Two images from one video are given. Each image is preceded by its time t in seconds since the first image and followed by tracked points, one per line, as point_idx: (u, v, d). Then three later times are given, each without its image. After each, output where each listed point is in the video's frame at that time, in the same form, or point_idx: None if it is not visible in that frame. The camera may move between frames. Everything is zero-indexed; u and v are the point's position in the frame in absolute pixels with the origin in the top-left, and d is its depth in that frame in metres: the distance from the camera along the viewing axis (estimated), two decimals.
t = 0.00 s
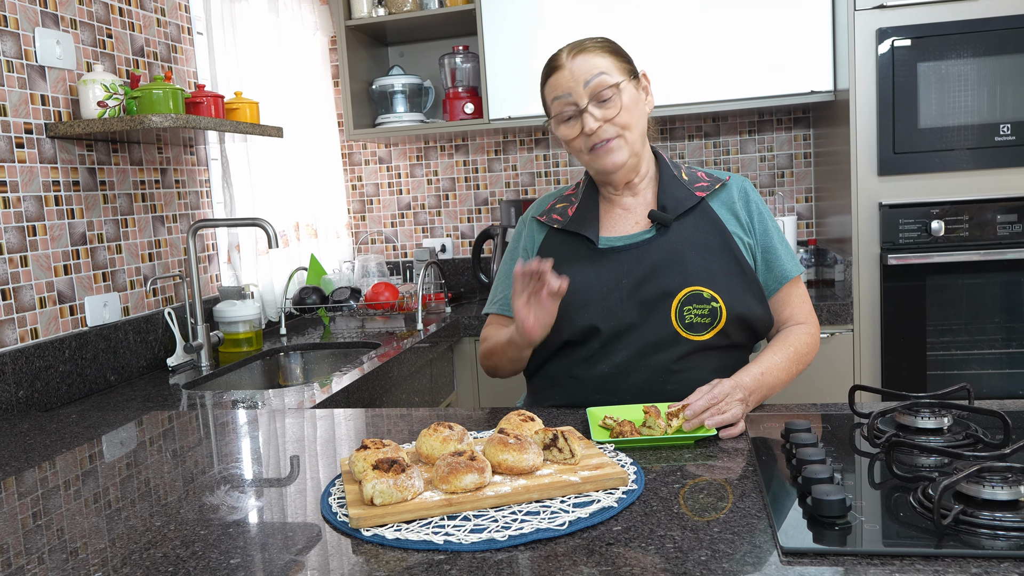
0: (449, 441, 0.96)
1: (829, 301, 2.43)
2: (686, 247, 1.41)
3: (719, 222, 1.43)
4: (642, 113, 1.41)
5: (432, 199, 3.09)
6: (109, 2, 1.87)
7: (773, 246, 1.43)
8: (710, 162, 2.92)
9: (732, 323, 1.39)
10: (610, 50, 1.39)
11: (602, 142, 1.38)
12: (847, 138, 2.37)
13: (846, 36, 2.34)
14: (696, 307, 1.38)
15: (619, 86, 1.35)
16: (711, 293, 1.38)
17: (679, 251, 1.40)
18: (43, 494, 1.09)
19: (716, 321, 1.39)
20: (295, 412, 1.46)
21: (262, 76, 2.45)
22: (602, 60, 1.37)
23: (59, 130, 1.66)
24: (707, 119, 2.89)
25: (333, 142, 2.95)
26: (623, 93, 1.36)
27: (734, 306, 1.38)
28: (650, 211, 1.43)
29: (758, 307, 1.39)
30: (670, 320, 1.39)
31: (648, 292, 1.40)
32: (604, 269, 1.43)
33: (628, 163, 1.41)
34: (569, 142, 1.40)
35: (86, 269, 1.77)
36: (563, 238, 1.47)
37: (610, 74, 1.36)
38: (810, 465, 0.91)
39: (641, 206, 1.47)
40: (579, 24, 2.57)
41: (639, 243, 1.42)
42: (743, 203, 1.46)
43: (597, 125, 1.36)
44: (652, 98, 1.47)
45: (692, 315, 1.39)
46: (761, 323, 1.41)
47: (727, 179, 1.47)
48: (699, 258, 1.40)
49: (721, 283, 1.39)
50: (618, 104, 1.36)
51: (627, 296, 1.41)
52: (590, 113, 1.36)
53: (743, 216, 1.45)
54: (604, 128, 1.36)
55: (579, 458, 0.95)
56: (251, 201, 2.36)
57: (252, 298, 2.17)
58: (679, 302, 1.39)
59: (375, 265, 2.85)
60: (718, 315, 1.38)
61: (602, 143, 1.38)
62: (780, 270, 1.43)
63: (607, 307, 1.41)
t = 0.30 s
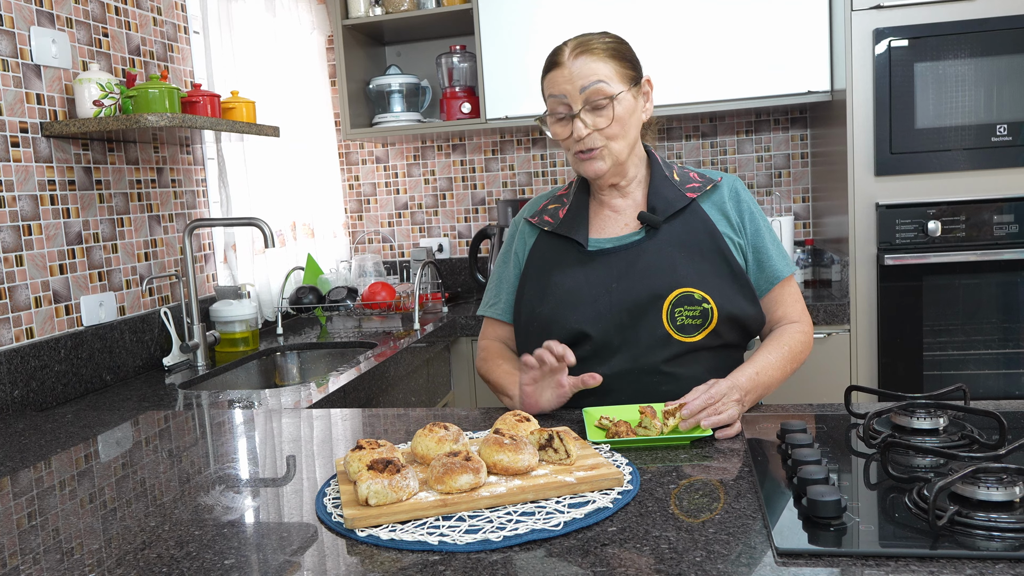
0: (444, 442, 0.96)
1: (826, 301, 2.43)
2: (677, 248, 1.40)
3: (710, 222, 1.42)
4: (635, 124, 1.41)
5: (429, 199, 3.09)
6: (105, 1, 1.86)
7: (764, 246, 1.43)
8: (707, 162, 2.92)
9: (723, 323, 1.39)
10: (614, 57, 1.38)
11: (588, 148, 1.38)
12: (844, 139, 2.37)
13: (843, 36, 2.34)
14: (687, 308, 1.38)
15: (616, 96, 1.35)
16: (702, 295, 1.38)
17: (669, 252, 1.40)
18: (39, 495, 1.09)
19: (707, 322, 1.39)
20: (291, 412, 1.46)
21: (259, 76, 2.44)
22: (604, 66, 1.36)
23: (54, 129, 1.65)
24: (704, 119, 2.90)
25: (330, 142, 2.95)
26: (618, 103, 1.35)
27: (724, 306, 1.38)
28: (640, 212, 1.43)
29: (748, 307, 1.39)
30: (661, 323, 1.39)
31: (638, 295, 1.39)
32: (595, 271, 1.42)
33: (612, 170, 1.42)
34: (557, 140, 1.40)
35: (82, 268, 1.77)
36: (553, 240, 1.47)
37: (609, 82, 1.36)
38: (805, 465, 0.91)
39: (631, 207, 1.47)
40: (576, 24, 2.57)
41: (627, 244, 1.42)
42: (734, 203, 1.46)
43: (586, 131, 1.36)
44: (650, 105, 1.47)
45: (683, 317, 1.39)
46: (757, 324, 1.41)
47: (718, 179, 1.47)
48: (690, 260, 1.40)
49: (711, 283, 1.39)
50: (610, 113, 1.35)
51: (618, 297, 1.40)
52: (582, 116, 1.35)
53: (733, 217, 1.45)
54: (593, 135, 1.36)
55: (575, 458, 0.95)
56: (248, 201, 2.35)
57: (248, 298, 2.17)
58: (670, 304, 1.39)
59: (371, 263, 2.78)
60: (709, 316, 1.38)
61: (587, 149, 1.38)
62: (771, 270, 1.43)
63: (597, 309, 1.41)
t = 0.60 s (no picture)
0: (440, 442, 0.96)
1: (824, 301, 2.43)
2: (675, 247, 1.40)
3: (709, 221, 1.42)
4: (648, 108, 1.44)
5: (427, 198, 3.08)
6: None
7: (763, 245, 1.43)
8: (705, 161, 2.92)
9: (723, 323, 1.38)
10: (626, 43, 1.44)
11: (608, 117, 1.38)
12: (841, 138, 2.37)
13: (841, 36, 2.33)
14: (686, 307, 1.38)
15: (633, 69, 1.39)
16: (702, 294, 1.38)
17: (668, 251, 1.40)
18: (34, 495, 1.08)
19: (707, 321, 1.38)
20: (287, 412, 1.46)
21: (256, 75, 2.44)
22: (620, 45, 1.41)
23: (50, 128, 1.65)
24: (702, 118, 2.89)
25: (328, 141, 2.94)
26: (636, 77, 1.39)
27: (725, 306, 1.37)
28: (638, 211, 1.43)
29: (749, 307, 1.38)
30: (660, 321, 1.39)
31: (637, 295, 1.39)
32: (594, 270, 1.42)
33: (628, 148, 1.41)
34: (574, 114, 1.40)
35: (77, 268, 1.76)
36: (551, 240, 1.47)
37: (625, 59, 1.40)
38: (804, 466, 0.91)
39: (631, 205, 1.47)
40: (574, 23, 2.56)
41: (626, 243, 1.42)
42: (732, 203, 1.45)
43: (609, 96, 1.36)
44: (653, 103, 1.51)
45: (682, 316, 1.38)
46: (755, 323, 1.40)
47: (716, 178, 1.47)
48: (689, 259, 1.39)
49: (711, 283, 1.38)
50: (630, 84, 1.38)
51: (617, 297, 1.40)
52: (603, 83, 1.37)
53: (732, 216, 1.44)
54: (614, 101, 1.37)
55: (572, 459, 0.95)
56: (245, 200, 2.35)
57: (245, 297, 2.16)
58: (669, 303, 1.38)
59: (369, 263, 2.77)
60: (709, 315, 1.38)
61: (608, 118, 1.38)
62: (771, 270, 1.43)
63: (596, 307, 1.41)
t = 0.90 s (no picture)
0: (441, 440, 0.95)
1: (828, 297, 2.42)
2: (680, 242, 1.39)
3: (715, 219, 1.41)
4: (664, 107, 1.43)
5: (430, 195, 3.07)
6: None
7: (768, 246, 1.42)
8: (708, 157, 2.91)
9: (726, 318, 1.37)
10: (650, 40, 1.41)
11: (620, 115, 1.37)
12: (846, 134, 2.35)
13: (846, 30, 2.32)
14: (690, 301, 1.37)
15: (653, 70, 1.36)
16: (705, 288, 1.37)
17: (673, 246, 1.39)
18: (35, 492, 1.08)
19: (710, 316, 1.37)
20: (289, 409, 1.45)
21: (258, 71, 2.43)
22: (642, 44, 1.38)
23: (51, 124, 1.64)
24: (705, 114, 2.88)
25: (330, 138, 2.94)
26: (654, 78, 1.37)
27: (728, 301, 1.36)
28: (644, 205, 1.43)
29: (753, 305, 1.37)
30: (663, 314, 1.38)
31: (640, 289, 1.38)
32: (598, 264, 1.41)
33: (638, 146, 1.40)
34: (586, 107, 1.39)
35: (78, 265, 1.76)
36: (557, 232, 1.46)
37: (646, 58, 1.38)
38: (807, 464, 0.90)
39: (637, 200, 1.46)
40: (577, 18, 2.55)
41: (632, 237, 1.41)
42: (739, 203, 1.44)
43: (623, 95, 1.35)
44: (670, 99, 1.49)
45: (685, 310, 1.38)
46: (759, 320, 1.39)
47: (724, 177, 1.46)
48: (694, 255, 1.39)
49: (715, 278, 1.38)
50: (647, 85, 1.36)
51: (621, 291, 1.39)
52: (619, 81, 1.35)
53: (739, 216, 1.43)
54: (628, 101, 1.36)
55: (574, 457, 0.94)
56: (247, 196, 2.34)
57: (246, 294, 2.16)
58: (673, 296, 1.37)
59: (371, 259, 2.76)
60: (712, 309, 1.37)
61: (620, 115, 1.37)
62: (775, 270, 1.42)
63: (600, 300, 1.40)
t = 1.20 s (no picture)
0: (436, 438, 0.94)
1: (827, 294, 2.41)
2: (675, 235, 1.39)
3: (710, 211, 1.40)
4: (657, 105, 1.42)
5: (427, 192, 3.06)
6: None
7: (762, 238, 1.41)
8: (707, 154, 2.90)
9: (721, 309, 1.37)
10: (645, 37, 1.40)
11: (613, 115, 1.36)
12: (844, 130, 2.35)
13: (844, 26, 2.31)
14: (684, 293, 1.36)
15: (647, 69, 1.36)
16: (700, 279, 1.36)
17: (667, 239, 1.38)
18: (30, 491, 1.07)
19: (704, 307, 1.37)
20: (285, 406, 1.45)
21: (254, 68, 2.42)
22: (637, 42, 1.37)
23: (45, 122, 1.64)
24: (704, 111, 2.87)
25: (328, 135, 2.93)
26: (648, 77, 1.36)
27: (722, 292, 1.36)
28: (639, 199, 1.42)
29: (748, 296, 1.37)
30: (658, 306, 1.37)
31: (636, 283, 1.38)
32: (593, 258, 1.41)
33: (630, 145, 1.40)
34: (579, 105, 1.38)
35: (74, 263, 1.75)
36: (551, 228, 1.46)
37: (640, 57, 1.37)
38: (803, 461, 0.89)
39: (631, 195, 1.46)
40: (574, 15, 2.54)
41: (627, 230, 1.41)
42: (733, 195, 1.44)
43: (616, 95, 1.34)
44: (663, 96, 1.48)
45: (680, 302, 1.37)
46: (755, 314, 1.39)
47: (718, 171, 1.45)
48: (689, 248, 1.38)
49: (709, 269, 1.37)
50: (641, 84, 1.35)
51: (616, 285, 1.39)
52: (613, 81, 1.34)
53: (733, 208, 1.43)
54: (621, 101, 1.35)
55: (569, 455, 0.93)
56: (243, 194, 2.33)
57: (243, 292, 2.15)
58: (668, 289, 1.37)
59: (369, 257, 2.74)
60: (707, 301, 1.36)
61: (613, 115, 1.36)
62: (769, 263, 1.41)
63: (595, 293, 1.39)
